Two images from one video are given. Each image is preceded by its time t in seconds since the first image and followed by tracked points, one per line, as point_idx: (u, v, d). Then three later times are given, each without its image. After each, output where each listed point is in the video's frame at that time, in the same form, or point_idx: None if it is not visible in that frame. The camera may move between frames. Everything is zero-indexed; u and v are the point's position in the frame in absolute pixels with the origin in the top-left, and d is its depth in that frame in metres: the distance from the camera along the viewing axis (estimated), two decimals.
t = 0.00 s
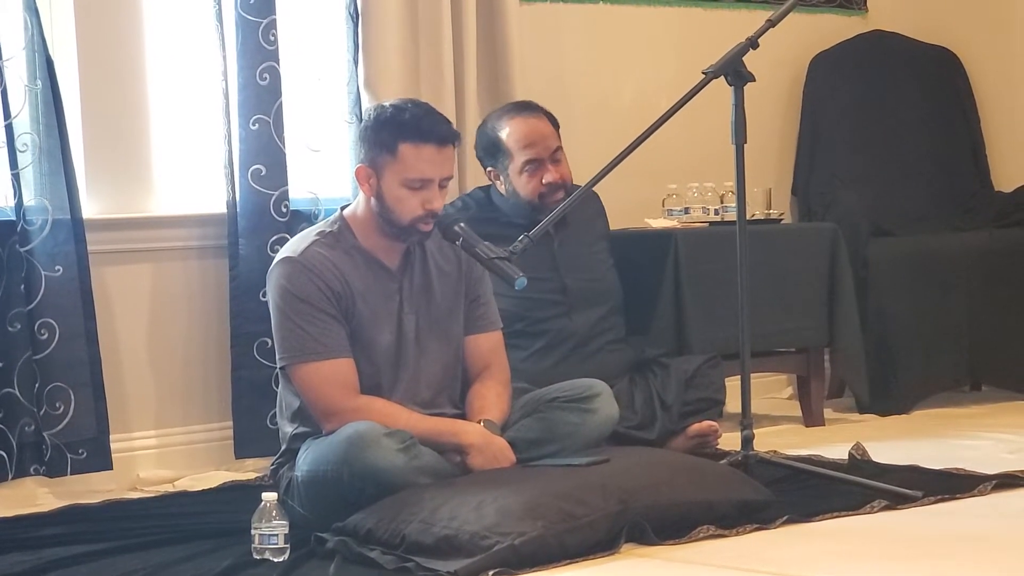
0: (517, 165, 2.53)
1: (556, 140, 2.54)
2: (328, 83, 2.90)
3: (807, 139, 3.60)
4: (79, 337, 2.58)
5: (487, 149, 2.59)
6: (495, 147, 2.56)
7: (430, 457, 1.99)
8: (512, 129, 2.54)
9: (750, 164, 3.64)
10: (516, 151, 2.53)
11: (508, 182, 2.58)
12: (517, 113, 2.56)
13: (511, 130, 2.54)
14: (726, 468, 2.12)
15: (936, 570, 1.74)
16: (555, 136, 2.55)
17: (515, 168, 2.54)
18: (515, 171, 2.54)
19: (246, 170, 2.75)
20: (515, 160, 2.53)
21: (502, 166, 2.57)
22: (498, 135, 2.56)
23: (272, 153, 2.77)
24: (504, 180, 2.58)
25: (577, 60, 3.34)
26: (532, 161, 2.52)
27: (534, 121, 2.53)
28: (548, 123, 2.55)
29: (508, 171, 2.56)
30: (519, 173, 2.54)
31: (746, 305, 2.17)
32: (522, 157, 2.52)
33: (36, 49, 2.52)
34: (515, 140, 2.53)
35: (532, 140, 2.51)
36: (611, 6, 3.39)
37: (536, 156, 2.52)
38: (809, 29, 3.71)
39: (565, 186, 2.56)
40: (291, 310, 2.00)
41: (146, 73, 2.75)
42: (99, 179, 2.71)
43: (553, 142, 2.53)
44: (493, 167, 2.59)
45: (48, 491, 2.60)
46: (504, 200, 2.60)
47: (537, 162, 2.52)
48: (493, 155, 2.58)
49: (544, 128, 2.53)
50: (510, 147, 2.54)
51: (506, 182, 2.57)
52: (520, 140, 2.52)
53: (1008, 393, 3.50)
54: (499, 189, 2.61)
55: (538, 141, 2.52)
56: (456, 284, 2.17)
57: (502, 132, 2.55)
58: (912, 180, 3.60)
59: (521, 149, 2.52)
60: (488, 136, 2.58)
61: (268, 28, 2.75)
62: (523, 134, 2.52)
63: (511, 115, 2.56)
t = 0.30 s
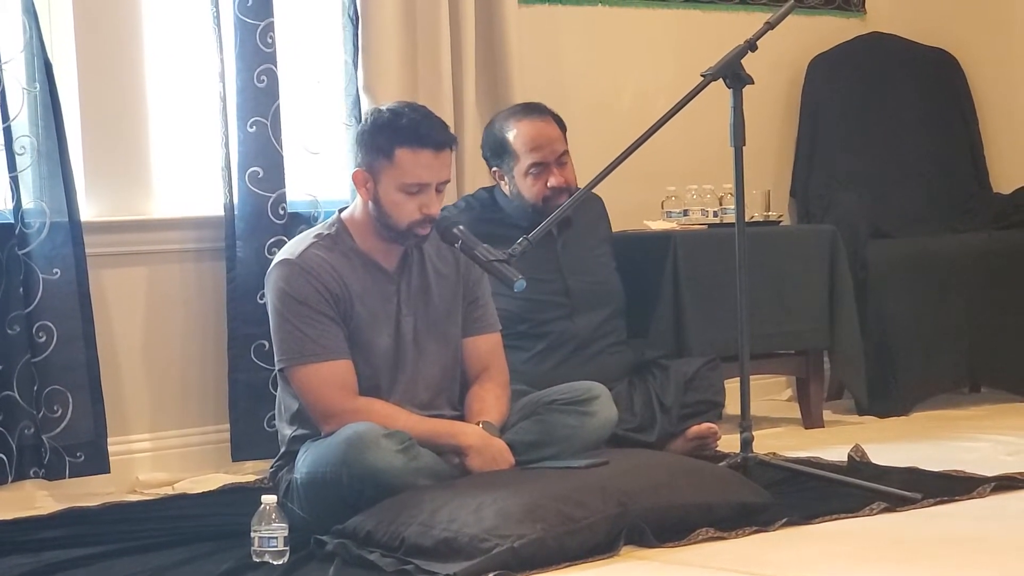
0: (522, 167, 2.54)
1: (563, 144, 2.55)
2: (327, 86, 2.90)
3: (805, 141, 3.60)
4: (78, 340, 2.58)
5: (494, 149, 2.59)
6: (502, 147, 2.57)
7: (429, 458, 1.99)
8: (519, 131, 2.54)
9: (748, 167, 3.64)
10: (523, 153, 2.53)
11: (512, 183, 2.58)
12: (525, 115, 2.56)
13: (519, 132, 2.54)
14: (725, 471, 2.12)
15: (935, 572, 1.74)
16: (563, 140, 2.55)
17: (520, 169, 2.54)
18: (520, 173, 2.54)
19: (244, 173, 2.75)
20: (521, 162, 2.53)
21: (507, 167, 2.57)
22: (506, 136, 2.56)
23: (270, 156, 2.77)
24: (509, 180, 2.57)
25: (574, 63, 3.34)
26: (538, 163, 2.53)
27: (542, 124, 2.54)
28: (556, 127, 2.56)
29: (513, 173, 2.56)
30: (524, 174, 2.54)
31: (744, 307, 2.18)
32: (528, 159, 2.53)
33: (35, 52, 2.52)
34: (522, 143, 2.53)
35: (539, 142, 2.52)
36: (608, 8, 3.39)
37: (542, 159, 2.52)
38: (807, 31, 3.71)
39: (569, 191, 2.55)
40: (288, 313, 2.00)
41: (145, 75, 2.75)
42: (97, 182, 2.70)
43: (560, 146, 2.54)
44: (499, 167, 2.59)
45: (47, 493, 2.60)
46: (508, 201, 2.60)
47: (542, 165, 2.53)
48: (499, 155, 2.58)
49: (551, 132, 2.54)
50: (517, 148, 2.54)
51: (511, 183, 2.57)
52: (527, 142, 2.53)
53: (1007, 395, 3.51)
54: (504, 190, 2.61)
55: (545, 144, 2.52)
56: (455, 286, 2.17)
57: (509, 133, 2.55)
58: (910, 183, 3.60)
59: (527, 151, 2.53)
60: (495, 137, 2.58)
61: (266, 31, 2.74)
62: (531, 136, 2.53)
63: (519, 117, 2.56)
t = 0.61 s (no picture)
0: (525, 166, 2.54)
1: (566, 146, 2.55)
2: (324, 89, 2.90)
3: (805, 145, 3.60)
4: (77, 342, 2.58)
5: (497, 148, 2.59)
6: (506, 147, 2.57)
7: (428, 459, 1.99)
8: (523, 131, 2.54)
9: (747, 170, 3.64)
10: (526, 153, 2.53)
11: (515, 183, 2.58)
12: (530, 116, 2.57)
13: (523, 132, 2.54)
14: (725, 474, 2.13)
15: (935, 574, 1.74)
16: (566, 142, 2.56)
17: (523, 169, 2.54)
18: (522, 173, 2.55)
19: (243, 175, 2.75)
20: (524, 162, 2.54)
21: (510, 166, 2.57)
22: (510, 135, 2.56)
23: (269, 158, 2.77)
24: (512, 179, 2.58)
25: (573, 66, 3.34)
26: (541, 163, 2.53)
27: (547, 125, 2.54)
28: (561, 129, 2.57)
29: (516, 172, 2.56)
30: (527, 174, 2.54)
31: (743, 309, 2.18)
32: (532, 159, 2.53)
33: (34, 54, 2.52)
34: (526, 143, 2.54)
35: (543, 142, 2.52)
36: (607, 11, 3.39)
37: (545, 159, 2.53)
38: (806, 34, 3.72)
39: (570, 193, 2.56)
40: (288, 315, 2.00)
41: (144, 78, 2.75)
42: (96, 185, 2.70)
43: (563, 148, 2.55)
44: (501, 167, 2.59)
45: (47, 496, 2.60)
46: (511, 201, 2.60)
47: (545, 166, 2.53)
48: (502, 154, 2.58)
49: (556, 133, 2.54)
50: (520, 148, 2.54)
51: (513, 182, 2.57)
52: (531, 142, 2.53)
53: (1006, 397, 3.51)
54: (506, 190, 2.61)
55: (549, 145, 2.53)
56: (454, 287, 2.17)
57: (513, 133, 2.56)
58: (910, 185, 3.60)
59: (531, 152, 2.53)
60: (499, 136, 2.58)
61: (265, 33, 2.75)
62: (534, 137, 2.53)
63: (524, 117, 2.56)
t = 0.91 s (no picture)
0: (525, 169, 2.53)
1: (567, 150, 2.54)
2: (324, 90, 2.90)
3: (805, 147, 3.60)
4: (79, 343, 2.58)
5: (498, 150, 2.58)
6: (507, 149, 2.56)
7: (429, 460, 1.99)
8: (524, 135, 2.53)
9: (748, 171, 3.64)
10: (527, 156, 2.53)
11: (514, 184, 2.57)
12: (532, 118, 2.55)
13: (524, 135, 2.53)
14: (725, 476, 2.13)
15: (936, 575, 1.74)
16: (567, 146, 2.55)
17: (523, 172, 2.54)
18: (522, 176, 2.54)
19: (245, 176, 2.75)
20: (524, 164, 2.53)
21: (510, 168, 2.56)
22: (511, 138, 2.55)
23: (270, 159, 2.77)
24: (511, 182, 2.57)
25: (574, 67, 3.34)
26: (541, 167, 2.52)
27: (548, 129, 2.53)
28: (562, 133, 2.55)
29: (516, 174, 2.55)
30: (527, 177, 2.54)
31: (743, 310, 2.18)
32: (532, 163, 2.52)
33: (35, 56, 2.52)
34: (527, 146, 2.53)
35: (544, 146, 2.52)
36: (608, 12, 3.39)
37: (545, 163, 2.52)
38: (807, 35, 3.72)
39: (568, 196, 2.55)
40: (290, 315, 2.00)
41: (145, 79, 2.75)
42: (97, 186, 2.71)
43: (564, 152, 2.54)
44: (501, 168, 2.58)
45: (48, 497, 2.61)
46: (510, 202, 2.60)
47: (545, 169, 2.52)
48: (503, 157, 2.57)
49: (557, 137, 2.53)
50: (521, 151, 2.53)
51: (513, 184, 2.57)
52: (531, 145, 2.52)
53: (1007, 399, 3.51)
54: (506, 191, 2.60)
55: (549, 149, 2.52)
56: (455, 289, 2.17)
57: (515, 136, 2.55)
58: (910, 187, 3.60)
59: (531, 155, 2.52)
60: (500, 138, 2.57)
61: (267, 35, 2.75)
62: (535, 140, 2.52)
63: (525, 120, 2.55)
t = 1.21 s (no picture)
0: (517, 173, 2.54)
1: (560, 154, 2.55)
2: (325, 90, 2.89)
3: (805, 146, 3.60)
4: (81, 342, 2.58)
5: (491, 153, 2.60)
6: (499, 152, 2.58)
7: (430, 460, 1.99)
8: (516, 138, 2.55)
9: (748, 171, 3.64)
10: (519, 159, 2.54)
11: (506, 187, 2.59)
12: (525, 122, 2.57)
13: (516, 138, 2.55)
14: (726, 475, 2.13)
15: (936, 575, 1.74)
16: (560, 150, 2.56)
17: (515, 175, 2.55)
18: (515, 179, 2.55)
19: (246, 176, 2.76)
20: (516, 167, 2.54)
21: (503, 171, 2.58)
22: (503, 141, 2.57)
23: (272, 158, 2.77)
24: (503, 185, 2.58)
25: (575, 67, 3.35)
26: (533, 170, 2.53)
27: (541, 132, 2.54)
28: (555, 138, 2.56)
29: (508, 177, 2.57)
30: (519, 180, 2.55)
31: (744, 310, 2.17)
32: (524, 166, 2.53)
33: (36, 55, 2.52)
34: (519, 150, 2.54)
35: (536, 150, 2.53)
36: (609, 12, 3.39)
37: (537, 167, 2.53)
38: (807, 35, 3.72)
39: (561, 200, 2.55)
40: (291, 314, 2.00)
41: (146, 79, 2.75)
42: (98, 187, 2.71)
43: (556, 156, 2.54)
44: (493, 170, 2.60)
45: (49, 496, 2.61)
46: (501, 205, 2.61)
47: (537, 173, 2.53)
48: (496, 159, 2.59)
49: (549, 140, 2.54)
50: (513, 155, 2.55)
51: (505, 187, 2.58)
52: (524, 149, 2.53)
53: (1007, 399, 3.51)
54: (498, 194, 2.61)
55: (541, 153, 2.53)
56: (456, 290, 2.17)
57: (507, 139, 2.56)
58: (911, 187, 3.60)
59: (524, 158, 2.53)
60: (493, 141, 2.59)
61: (268, 35, 2.75)
62: (528, 144, 2.53)
63: (518, 123, 2.57)
